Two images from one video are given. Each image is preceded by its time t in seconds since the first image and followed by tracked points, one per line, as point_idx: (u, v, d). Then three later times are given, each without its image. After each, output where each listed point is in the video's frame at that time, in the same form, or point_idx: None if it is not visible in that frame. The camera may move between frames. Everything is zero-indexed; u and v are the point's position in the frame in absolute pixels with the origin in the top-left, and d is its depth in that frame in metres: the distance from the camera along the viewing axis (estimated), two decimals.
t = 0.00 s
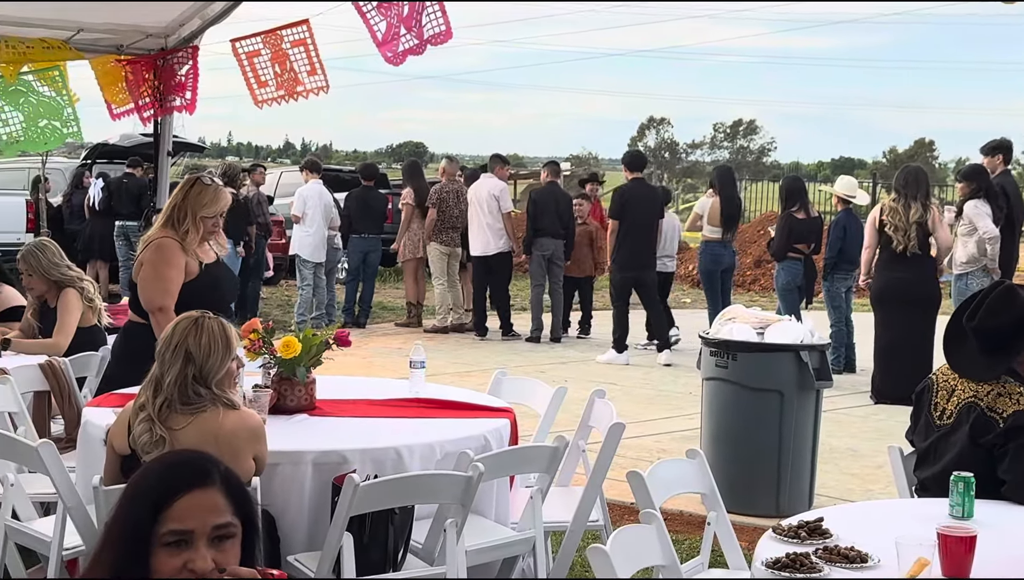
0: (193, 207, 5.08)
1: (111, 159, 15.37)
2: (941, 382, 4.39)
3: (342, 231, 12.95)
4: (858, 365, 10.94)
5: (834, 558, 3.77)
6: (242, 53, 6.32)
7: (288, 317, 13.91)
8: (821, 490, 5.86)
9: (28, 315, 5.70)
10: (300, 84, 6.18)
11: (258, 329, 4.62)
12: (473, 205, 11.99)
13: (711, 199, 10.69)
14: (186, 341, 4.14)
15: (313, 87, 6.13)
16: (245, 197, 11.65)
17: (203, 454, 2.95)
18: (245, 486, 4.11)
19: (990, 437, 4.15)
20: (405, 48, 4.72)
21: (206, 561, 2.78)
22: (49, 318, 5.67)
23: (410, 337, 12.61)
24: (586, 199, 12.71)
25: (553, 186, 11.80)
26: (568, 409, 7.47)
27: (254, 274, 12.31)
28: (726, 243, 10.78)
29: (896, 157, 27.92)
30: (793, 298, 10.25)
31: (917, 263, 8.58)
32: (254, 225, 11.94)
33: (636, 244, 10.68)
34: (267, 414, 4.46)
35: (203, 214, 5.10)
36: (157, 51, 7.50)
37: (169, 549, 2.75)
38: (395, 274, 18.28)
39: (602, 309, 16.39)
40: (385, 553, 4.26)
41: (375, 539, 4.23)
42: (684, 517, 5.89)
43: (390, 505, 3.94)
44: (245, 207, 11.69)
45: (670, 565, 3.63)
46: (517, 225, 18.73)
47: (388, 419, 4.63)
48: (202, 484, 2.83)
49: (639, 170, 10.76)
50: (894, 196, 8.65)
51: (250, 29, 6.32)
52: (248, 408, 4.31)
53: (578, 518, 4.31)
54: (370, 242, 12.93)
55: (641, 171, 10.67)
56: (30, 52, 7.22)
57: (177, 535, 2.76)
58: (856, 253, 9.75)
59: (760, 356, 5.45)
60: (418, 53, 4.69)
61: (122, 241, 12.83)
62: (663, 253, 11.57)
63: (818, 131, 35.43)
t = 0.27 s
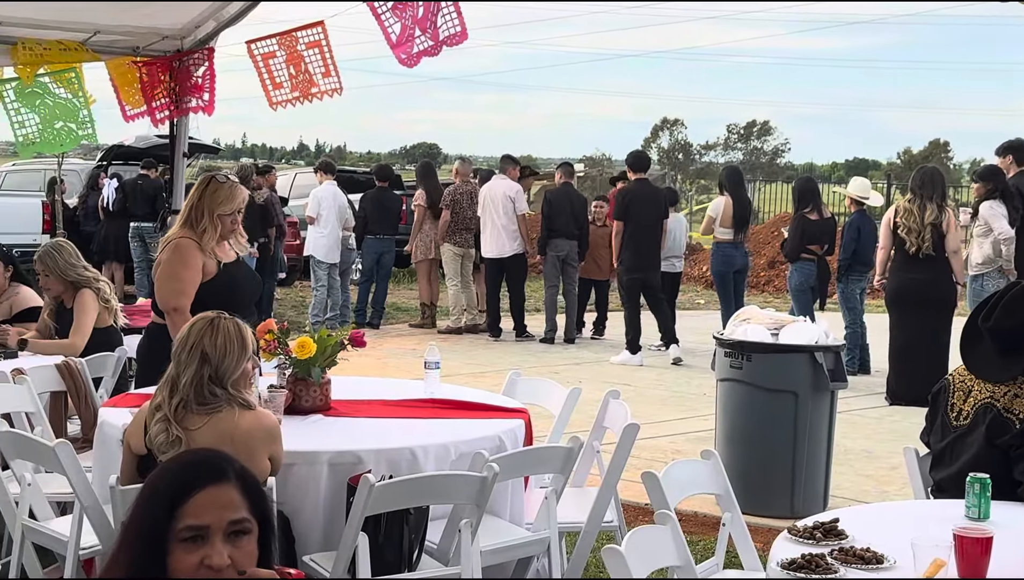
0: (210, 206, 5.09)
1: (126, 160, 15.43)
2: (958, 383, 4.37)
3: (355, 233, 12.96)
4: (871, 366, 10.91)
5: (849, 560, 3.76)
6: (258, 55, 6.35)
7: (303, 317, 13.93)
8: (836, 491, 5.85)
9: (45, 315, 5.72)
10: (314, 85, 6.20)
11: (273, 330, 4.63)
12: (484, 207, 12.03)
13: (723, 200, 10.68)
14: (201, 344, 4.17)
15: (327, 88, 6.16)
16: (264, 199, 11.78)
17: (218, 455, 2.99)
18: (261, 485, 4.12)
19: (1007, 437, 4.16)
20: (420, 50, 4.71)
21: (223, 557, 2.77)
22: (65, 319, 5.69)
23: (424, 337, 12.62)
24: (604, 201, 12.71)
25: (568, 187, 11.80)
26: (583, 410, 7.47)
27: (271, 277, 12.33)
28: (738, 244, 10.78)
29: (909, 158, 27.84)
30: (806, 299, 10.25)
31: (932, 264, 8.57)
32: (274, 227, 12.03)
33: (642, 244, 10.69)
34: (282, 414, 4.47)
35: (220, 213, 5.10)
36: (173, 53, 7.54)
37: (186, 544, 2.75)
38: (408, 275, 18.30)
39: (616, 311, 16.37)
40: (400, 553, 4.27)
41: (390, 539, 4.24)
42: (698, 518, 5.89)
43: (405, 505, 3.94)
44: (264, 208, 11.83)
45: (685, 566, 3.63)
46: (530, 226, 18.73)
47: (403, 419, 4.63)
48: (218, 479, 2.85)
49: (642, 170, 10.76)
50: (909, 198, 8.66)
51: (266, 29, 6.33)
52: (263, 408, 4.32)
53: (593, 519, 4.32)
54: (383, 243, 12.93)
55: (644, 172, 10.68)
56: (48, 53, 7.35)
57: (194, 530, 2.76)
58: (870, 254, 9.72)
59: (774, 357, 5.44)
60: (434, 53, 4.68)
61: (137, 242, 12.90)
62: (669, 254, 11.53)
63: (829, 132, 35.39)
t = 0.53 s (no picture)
0: (220, 202, 5.11)
1: (140, 160, 15.48)
2: (971, 382, 4.38)
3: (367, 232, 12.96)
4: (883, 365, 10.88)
5: (861, 559, 3.76)
6: (271, 55, 6.39)
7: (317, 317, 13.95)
8: (849, 491, 5.84)
9: (58, 314, 5.73)
10: (326, 85, 6.20)
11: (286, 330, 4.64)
12: (495, 208, 12.03)
13: (733, 198, 10.65)
14: (215, 344, 4.18)
15: (339, 89, 6.15)
16: (282, 199, 11.54)
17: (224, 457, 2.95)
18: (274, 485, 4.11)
19: (1020, 437, 4.16)
20: (432, 50, 4.71)
21: (234, 555, 2.71)
22: (77, 320, 5.70)
23: (437, 337, 12.61)
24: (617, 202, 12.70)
25: (580, 187, 11.82)
26: (595, 410, 7.46)
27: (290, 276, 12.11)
28: (748, 245, 10.75)
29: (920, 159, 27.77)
30: (818, 300, 10.16)
31: (945, 263, 8.53)
32: (293, 228, 11.75)
33: (649, 243, 10.66)
34: (295, 414, 4.47)
35: (230, 207, 5.12)
36: (186, 53, 7.56)
37: (196, 543, 2.70)
38: (420, 275, 18.31)
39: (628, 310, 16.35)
40: (412, 552, 4.28)
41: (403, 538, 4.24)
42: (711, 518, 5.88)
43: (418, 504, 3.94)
44: (283, 208, 11.54)
45: (698, 566, 3.63)
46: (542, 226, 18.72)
47: (415, 419, 4.63)
48: (226, 478, 2.81)
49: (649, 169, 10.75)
50: (922, 197, 8.64)
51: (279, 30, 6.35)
52: (276, 407, 4.32)
53: (606, 518, 4.32)
54: (395, 243, 12.92)
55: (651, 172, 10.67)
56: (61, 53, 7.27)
57: (203, 528, 2.71)
58: (883, 254, 9.72)
59: (787, 357, 5.44)
60: (447, 53, 4.67)
61: (150, 242, 12.96)
62: (679, 254, 11.48)
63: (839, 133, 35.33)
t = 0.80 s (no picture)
0: (239, 199, 5.19)
1: (158, 160, 15.54)
2: (977, 379, 4.42)
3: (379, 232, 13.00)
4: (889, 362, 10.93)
5: (868, 553, 3.83)
6: (286, 56, 6.43)
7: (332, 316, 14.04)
8: (856, 486, 5.90)
9: (79, 312, 5.80)
10: (342, 87, 6.30)
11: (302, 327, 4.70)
12: (506, 205, 12.04)
13: (737, 197, 10.78)
14: (233, 341, 4.25)
15: (354, 90, 6.27)
16: (301, 200, 11.72)
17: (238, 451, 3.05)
18: (288, 480, 4.19)
19: None
20: (447, 50, 4.77)
21: (245, 551, 2.84)
22: (97, 318, 5.77)
23: (450, 335, 12.68)
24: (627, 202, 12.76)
25: (592, 187, 11.88)
26: (606, 406, 7.53)
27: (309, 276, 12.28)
28: (753, 244, 10.79)
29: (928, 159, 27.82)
30: (823, 297, 10.20)
31: (952, 261, 8.58)
32: (313, 228, 11.89)
33: (660, 242, 10.78)
34: (310, 410, 4.54)
35: (249, 204, 5.20)
36: (203, 56, 7.67)
37: (208, 540, 2.82)
38: (434, 273, 18.39)
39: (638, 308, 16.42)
40: (425, 546, 4.35)
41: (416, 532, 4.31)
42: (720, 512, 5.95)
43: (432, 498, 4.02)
44: (302, 208, 11.69)
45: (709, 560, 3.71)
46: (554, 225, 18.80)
47: (429, 415, 4.69)
48: (238, 476, 2.91)
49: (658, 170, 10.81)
50: (928, 196, 8.67)
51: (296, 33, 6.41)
52: (291, 403, 4.39)
53: (617, 513, 4.39)
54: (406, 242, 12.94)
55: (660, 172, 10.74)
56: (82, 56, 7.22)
57: (214, 526, 2.83)
58: (890, 252, 9.78)
59: (796, 354, 5.50)
60: (462, 54, 4.76)
61: (169, 241, 13.12)
62: (691, 251, 11.12)
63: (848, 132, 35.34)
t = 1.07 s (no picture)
0: (280, 205, 5.69)
1: (210, 172, 16.00)
2: (947, 368, 4.90)
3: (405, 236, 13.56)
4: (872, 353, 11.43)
5: (848, 526, 4.08)
6: (323, 77, 6.91)
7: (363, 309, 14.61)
8: (839, 464, 6.39)
9: (138, 307, 6.28)
10: (374, 105, 6.89)
11: (337, 320, 5.23)
12: (525, 209, 12.56)
13: (723, 204, 11.36)
14: (276, 334, 4.71)
15: (384, 108, 6.87)
16: (335, 208, 12.18)
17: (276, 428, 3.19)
18: (323, 457, 4.66)
19: (990, 417, 4.67)
20: (469, 70, 5.30)
21: (287, 522, 3.00)
22: (153, 314, 6.29)
23: (479, 327, 13.11)
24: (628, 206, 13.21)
25: (598, 195, 12.36)
26: (612, 391, 8.04)
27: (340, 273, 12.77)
28: (735, 245, 11.29)
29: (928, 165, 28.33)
30: (803, 294, 10.80)
31: (922, 262, 9.06)
32: (344, 234, 12.37)
33: (658, 242, 11.29)
34: (345, 395, 5.04)
35: (288, 210, 5.70)
36: (249, 75, 7.35)
37: (252, 512, 3.00)
38: (455, 272, 18.96)
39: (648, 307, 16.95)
40: (448, 518, 4.83)
41: (440, 505, 4.80)
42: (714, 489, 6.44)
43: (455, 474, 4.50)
44: (336, 216, 12.17)
45: (701, 531, 4.11)
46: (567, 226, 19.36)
47: (451, 399, 5.19)
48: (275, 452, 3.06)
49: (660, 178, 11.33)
50: (901, 202, 9.18)
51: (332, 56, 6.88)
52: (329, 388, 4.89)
53: (620, 487, 4.88)
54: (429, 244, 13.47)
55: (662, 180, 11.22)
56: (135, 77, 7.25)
57: (258, 498, 3.00)
58: (870, 253, 10.25)
59: (782, 345, 5.99)
60: (484, 74, 5.27)
61: (219, 243, 13.63)
62: (688, 252, 11.64)
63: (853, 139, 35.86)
